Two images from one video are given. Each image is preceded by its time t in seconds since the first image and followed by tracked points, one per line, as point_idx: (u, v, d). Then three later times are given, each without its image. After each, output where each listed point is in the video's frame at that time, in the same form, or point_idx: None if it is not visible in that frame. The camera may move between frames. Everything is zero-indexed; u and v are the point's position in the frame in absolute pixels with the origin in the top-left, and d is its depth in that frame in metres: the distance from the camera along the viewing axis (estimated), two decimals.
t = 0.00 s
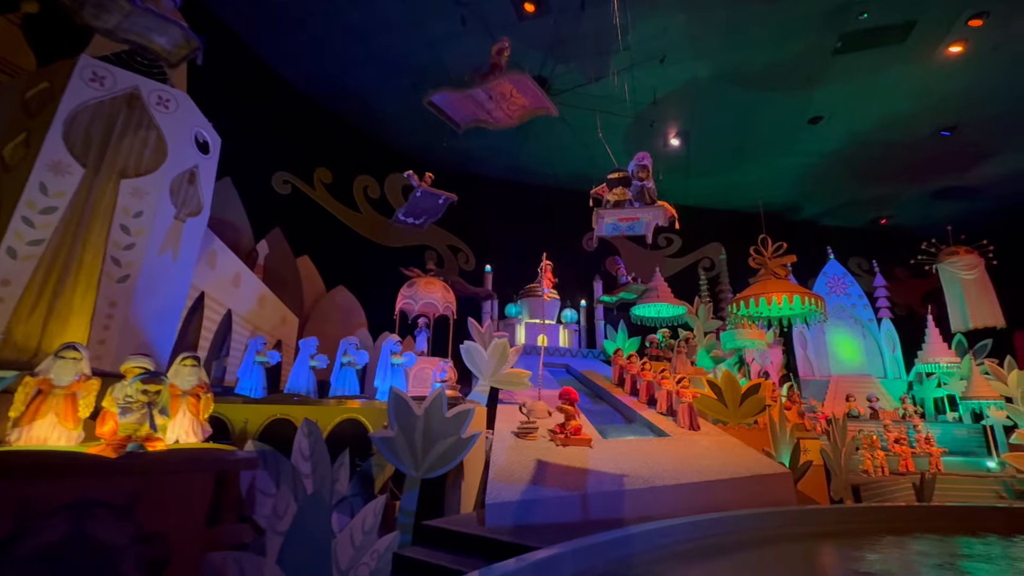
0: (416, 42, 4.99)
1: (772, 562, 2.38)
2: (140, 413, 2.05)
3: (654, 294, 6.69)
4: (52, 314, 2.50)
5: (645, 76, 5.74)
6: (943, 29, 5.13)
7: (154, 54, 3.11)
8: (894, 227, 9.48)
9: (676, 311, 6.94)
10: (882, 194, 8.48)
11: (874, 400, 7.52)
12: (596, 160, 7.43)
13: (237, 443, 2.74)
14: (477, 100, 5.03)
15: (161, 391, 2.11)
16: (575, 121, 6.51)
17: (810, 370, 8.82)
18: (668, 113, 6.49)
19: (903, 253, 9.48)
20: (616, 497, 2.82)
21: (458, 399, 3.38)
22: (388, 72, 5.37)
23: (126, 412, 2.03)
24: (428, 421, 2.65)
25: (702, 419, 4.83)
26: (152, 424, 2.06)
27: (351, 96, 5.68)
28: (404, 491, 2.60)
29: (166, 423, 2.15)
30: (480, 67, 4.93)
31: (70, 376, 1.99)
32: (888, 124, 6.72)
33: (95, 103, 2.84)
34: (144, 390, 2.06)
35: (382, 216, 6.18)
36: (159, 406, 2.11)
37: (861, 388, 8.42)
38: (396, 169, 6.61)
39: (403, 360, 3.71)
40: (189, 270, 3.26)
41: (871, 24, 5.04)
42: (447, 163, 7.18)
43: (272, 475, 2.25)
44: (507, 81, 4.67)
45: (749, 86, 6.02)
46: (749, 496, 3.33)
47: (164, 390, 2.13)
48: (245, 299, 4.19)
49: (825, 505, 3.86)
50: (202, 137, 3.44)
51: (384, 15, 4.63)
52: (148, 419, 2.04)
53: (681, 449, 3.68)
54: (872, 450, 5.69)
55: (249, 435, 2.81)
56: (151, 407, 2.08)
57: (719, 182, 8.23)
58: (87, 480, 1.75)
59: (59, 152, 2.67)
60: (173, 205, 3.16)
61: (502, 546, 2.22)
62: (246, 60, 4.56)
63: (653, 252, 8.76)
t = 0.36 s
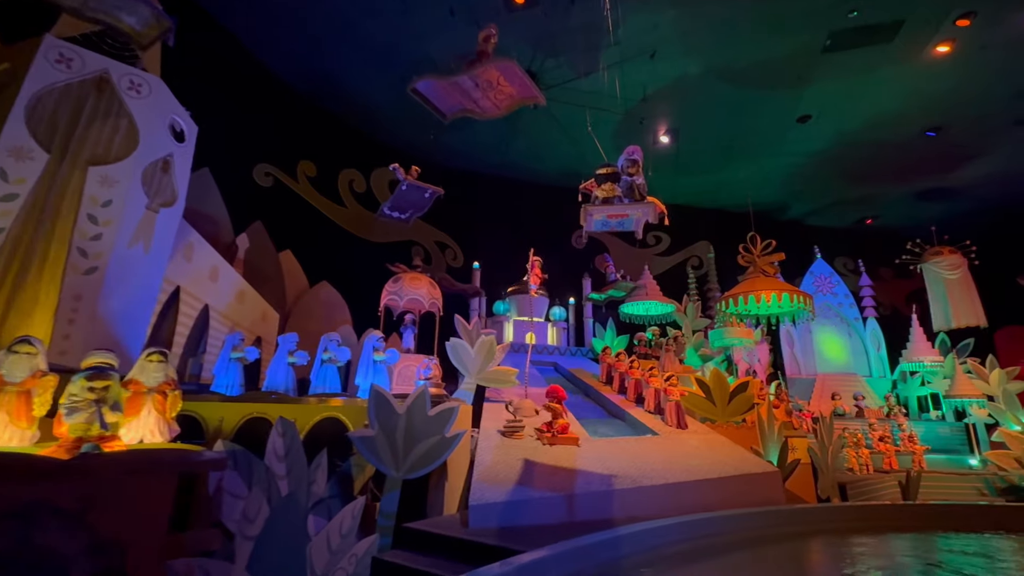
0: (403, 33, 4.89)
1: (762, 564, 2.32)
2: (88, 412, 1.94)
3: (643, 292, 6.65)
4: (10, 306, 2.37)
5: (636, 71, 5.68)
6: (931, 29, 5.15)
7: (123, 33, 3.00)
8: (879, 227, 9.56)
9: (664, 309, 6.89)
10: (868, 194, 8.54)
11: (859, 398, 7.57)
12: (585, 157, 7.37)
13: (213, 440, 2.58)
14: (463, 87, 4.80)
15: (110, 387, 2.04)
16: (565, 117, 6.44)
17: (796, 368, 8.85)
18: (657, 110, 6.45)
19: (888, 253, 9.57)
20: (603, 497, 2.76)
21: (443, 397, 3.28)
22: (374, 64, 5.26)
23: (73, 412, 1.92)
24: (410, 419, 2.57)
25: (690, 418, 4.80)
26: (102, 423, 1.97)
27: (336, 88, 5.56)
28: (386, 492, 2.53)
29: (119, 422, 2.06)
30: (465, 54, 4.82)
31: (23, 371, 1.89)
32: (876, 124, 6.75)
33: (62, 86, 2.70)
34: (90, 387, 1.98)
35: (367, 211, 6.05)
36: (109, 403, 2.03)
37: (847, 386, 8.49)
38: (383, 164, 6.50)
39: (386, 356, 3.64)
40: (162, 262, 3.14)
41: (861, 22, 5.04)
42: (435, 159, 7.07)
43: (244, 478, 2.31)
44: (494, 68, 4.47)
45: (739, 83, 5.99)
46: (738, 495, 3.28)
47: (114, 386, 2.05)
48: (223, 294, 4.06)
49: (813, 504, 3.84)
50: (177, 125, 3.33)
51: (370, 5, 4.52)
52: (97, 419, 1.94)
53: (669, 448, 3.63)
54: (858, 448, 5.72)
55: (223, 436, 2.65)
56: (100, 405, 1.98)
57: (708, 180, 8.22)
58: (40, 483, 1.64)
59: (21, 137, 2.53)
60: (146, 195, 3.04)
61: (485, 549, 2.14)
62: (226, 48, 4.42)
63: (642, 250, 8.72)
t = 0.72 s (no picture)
0: (389, 25, 4.78)
1: (751, 566, 2.27)
2: (32, 414, 1.85)
3: (632, 291, 6.61)
4: None
5: (627, 68, 5.63)
6: (919, 30, 5.16)
7: (90, 14, 2.88)
8: (866, 229, 9.63)
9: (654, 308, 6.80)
10: (856, 195, 8.58)
11: (846, 398, 7.60)
12: (575, 154, 7.31)
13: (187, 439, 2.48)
14: (448, 76, 4.68)
15: (55, 384, 1.93)
16: (555, 113, 6.37)
17: (784, 368, 8.87)
18: (647, 108, 6.41)
19: (874, 254, 9.64)
20: (591, 499, 2.68)
21: (426, 397, 3.19)
22: (360, 56, 5.14)
23: (15, 414, 1.82)
24: (391, 419, 2.48)
25: (679, 418, 4.77)
26: (49, 424, 1.89)
27: (321, 81, 5.44)
28: (365, 496, 2.45)
29: (69, 419, 1.98)
30: (451, 44, 4.72)
31: None
32: (864, 125, 6.76)
33: (26, 69, 2.56)
34: (32, 386, 1.86)
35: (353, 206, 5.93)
36: (55, 401, 1.93)
37: (834, 386, 8.54)
38: (369, 159, 6.38)
39: (369, 355, 3.53)
40: (133, 255, 3.02)
41: (851, 21, 5.03)
42: (423, 155, 6.97)
43: (212, 481, 2.25)
44: (479, 56, 4.37)
45: (729, 82, 5.97)
46: (726, 496, 3.23)
47: (59, 383, 1.95)
48: (200, 290, 3.92)
49: (801, 505, 3.81)
50: (150, 113, 3.21)
51: None
52: (42, 420, 1.86)
53: (657, 449, 3.57)
54: (845, 448, 5.72)
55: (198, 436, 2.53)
56: (44, 405, 1.88)
57: (698, 179, 8.20)
58: None
59: None
60: (116, 185, 2.92)
61: (467, 554, 2.06)
62: (206, 36, 4.29)
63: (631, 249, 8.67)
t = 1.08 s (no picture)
0: (378, 15, 4.68)
1: (745, 571, 2.20)
2: None
3: (623, 289, 6.55)
4: None
5: (620, 63, 5.57)
6: (912, 29, 5.15)
7: None
8: (855, 229, 9.66)
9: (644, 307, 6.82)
10: (846, 195, 8.59)
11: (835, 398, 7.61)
12: (567, 151, 7.24)
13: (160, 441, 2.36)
14: (435, 62, 4.57)
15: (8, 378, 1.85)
16: (547, 109, 6.30)
17: (774, 368, 8.86)
18: (640, 104, 6.36)
19: (863, 254, 9.69)
20: (580, 501, 2.61)
21: (410, 394, 3.10)
22: (348, 47, 5.04)
23: None
24: (373, 419, 2.38)
25: (670, 417, 4.72)
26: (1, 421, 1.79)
27: (308, 72, 5.32)
28: (345, 497, 2.37)
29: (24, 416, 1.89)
30: (440, 31, 4.61)
31: None
32: (855, 125, 6.76)
33: None
34: None
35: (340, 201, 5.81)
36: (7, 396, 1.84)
37: (823, 386, 8.55)
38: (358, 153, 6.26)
39: (353, 349, 3.46)
40: (106, 246, 2.90)
41: (844, 19, 5.00)
42: (412, 150, 6.86)
43: (181, 482, 2.15)
44: (467, 40, 4.29)
45: (722, 79, 5.92)
46: (717, 497, 3.18)
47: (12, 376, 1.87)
48: (179, 284, 3.78)
49: (793, 505, 3.76)
50: (125, 99, 3.10)
51: None
52: None
53: (648, 449, 3.51)
54: (834, 447, 5.72)
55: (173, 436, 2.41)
56: None
57: (690, 178, 8.17)
58: None
59: None
60: (87, 172, 2.79)
61: (451, 559, 1.97)
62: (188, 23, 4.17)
63: (623, 247, 8.59)
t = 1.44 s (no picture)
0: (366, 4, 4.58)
1: (737, 573, 2.14)
2: None
3: (614, 288, 6.50)
4: None
5: (611, 59, 5.52)
6: (903, 29, 5.15)
7: None
8: (844, 230, 9.71)
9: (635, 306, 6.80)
10: (836, 196, 8.61)
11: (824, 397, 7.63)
12: (558, 148, 7.17)
13: (131, 439, 2.27)
14: (421, 48, 4.55)
15: None
16: (538, 104, 6.22)
17: (763, 367, 8.86)
18: (632, 101, 6.31)
19: (852, 255, 9.74)
20: (568, 502, 2.54)
21: (394, 392, 3.00)
22: (334, 37, 4.92)
23: None
24: (354, 418, 2.29)
25: (660, 416, 4.67)
26: None
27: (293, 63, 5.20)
28: (323, 499, 2.22)
29: None
30: (428, 17, 4.50)
31: None
32: (845, 124, 6.77)
33: None
34: None
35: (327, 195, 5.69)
36: None
37: (812, 385, 8.58)
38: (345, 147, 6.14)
39: (334, 346, 3.34)
40: (75, 238, 2.77)
41: (836, 17, 4.98)
42: (401, 145, 6.76)
43: (147, 484, 1.99)
44: (455, 26, 4.28)
45: (713, 76, 5.89)
46: (707, 498, 3.12)
47: None
48: (155, 278, 3.64)
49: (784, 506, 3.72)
50: (97, 84, 2.98)
51: None
52: None
53: (637, 448, 3.46)
54: (823, 446, 5.71)
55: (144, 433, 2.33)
56: None
57: (681, 176, 8.14)
58: None
59: None
60: (56, 160, 2.66)
61: (434, 564, 1.89)
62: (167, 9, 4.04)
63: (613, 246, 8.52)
